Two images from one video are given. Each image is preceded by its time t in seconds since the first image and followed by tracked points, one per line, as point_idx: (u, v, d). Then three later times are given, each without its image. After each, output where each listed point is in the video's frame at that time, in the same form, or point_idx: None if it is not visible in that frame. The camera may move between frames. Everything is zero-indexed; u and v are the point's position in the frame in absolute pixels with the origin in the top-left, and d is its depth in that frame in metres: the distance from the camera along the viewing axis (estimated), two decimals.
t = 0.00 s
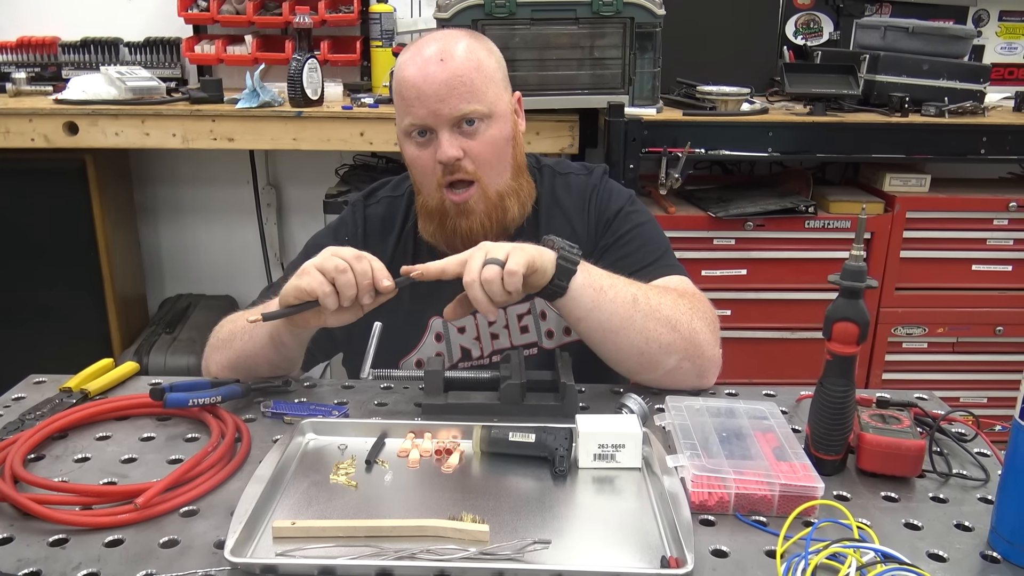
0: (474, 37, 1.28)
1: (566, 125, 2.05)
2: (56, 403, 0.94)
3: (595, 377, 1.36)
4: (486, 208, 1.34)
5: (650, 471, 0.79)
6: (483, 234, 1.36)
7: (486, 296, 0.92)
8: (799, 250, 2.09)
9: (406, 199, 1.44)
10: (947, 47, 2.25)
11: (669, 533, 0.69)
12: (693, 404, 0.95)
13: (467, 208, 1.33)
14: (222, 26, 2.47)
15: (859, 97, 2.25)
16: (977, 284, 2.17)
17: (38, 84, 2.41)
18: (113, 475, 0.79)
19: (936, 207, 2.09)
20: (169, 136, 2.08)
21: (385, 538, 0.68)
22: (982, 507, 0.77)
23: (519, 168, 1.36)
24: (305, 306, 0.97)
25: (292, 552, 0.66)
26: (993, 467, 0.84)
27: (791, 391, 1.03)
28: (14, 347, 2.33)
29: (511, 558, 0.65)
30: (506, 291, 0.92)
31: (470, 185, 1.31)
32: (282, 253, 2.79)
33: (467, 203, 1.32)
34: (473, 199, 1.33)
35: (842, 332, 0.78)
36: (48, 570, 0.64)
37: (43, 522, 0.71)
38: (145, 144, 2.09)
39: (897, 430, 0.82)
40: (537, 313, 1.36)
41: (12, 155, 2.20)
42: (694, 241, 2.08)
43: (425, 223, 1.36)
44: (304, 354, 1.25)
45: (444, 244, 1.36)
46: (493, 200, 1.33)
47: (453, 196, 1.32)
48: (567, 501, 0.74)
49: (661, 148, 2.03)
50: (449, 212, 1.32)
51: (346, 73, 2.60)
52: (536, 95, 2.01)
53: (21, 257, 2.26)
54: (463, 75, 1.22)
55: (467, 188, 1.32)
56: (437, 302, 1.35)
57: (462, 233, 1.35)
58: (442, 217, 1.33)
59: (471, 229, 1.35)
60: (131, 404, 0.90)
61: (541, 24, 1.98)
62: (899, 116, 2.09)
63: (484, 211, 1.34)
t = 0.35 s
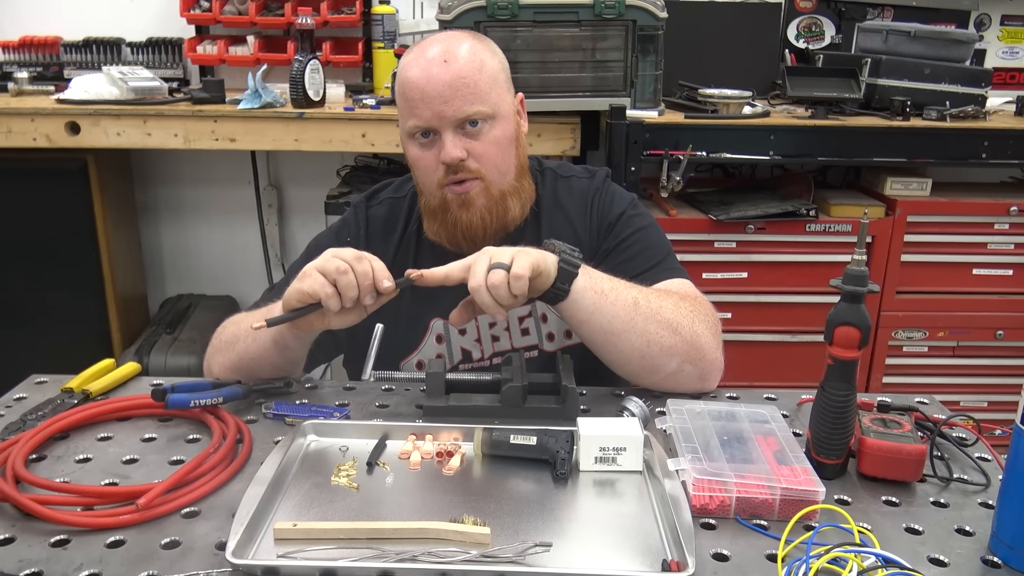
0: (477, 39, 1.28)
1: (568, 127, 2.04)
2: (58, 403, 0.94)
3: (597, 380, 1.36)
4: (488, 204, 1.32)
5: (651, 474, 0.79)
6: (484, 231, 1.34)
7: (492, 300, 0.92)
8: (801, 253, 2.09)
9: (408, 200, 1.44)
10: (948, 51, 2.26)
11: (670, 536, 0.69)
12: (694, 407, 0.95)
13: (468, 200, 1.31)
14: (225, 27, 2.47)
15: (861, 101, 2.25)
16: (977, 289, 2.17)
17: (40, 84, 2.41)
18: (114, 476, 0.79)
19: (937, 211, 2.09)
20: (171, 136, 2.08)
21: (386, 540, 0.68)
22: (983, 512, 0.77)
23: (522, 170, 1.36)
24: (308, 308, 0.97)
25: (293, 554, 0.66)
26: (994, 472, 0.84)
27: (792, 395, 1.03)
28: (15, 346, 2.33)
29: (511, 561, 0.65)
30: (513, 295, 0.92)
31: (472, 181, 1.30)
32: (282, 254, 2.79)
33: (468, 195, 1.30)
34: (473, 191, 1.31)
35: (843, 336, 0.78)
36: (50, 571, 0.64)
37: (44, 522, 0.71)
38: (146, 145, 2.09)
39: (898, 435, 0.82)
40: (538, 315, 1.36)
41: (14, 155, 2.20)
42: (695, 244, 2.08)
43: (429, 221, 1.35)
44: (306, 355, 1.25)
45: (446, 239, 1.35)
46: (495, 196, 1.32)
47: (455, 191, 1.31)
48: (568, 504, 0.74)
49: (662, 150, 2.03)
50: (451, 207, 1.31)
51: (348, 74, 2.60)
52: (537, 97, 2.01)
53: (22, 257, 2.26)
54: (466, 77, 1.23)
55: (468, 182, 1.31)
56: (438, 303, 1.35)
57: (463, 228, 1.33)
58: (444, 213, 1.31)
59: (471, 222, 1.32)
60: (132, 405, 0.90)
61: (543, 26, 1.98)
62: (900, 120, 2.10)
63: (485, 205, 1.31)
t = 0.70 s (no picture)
0: (479, 39, 1.28)
1: (567, 128, 2.05)
2: (59, 405, 0.94)
3: (597, 380, 1.36)
4: (488, 202, 1.32)
5: (651, 476, 0.79)
6: (485, 229, 1.33)
7: (494, 303, 0.93)
8: (800, 255, 2.09)
9: (409, 201, 1.44)
10: (949, 53, 2.29)
11: (670, 538, 0.69)
12: (694, 409, 0.95)
13: (468, 199, 1.31)
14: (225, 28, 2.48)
15: (860, 102, 2.25)
16: (977, 290, 2.17)
17: (40, 86, 2.41)
18: (116, 477, 0.79)
19: (937, 212, 2.10)
20: (171, 138, 2.09)
21: (387, 542, 0.68)
22: (982, 513, 0.77)
23: (523, 170, 1.36)
24: (309, 310, 0.97)
25: (294, 555, 0.66)
26: (993, 473, 0.85)
27: (792, 396, 1.03)
28: (15, 348, 2.33)
29: (512, 562, 0.65)
30: (515, 298, 0.92)
31: (473, 179, 1.31)
32: (282, 255, 2.79)
33: (469, 193, 1.31)
34: (475, 190, 1.31)
35: (843, 337, 0.78)
36: (51, 572, 0.64)
37: (45, 524, 0.71)
38: (147, 146, 2.09)
39: (898, 436, 0.82)
40: (539, 316, 1.36)
41: (14, 157, 2.21)
42: (695, 246, 2.09)
43: (429, 219, 1.34)
44: (307, 356, 1.25)
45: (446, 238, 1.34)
46: (496, 194, 1.32)
47: (455, 189, 1.31)
48: (568, 505, 0.74)
49: (662, 152, 2.04)
50: (450, 205, 1.31)
51: (347, 76, 2.60)
52: (537, 99, 2.01)
53: (21, 259, 2.26)
54: (468, 75, 1.23)
55: (469, 180, 1.31)
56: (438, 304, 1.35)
57: (462, 226, 1.32)
58: (443, 211, 1.31)
59: (471, 220, 1.31)
60: (133, 406, 0.90)
61: (542, 28, 1.99)
62: (900, 121, 2.10)
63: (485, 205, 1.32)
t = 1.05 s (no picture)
0: (475, 37, 1.29)
1: (565, 129, 2.05)
2: (57, 406, 0.94)
3: (592, 378, 1.38)
4: (487, 199, 1.32)
5: (649, 475, 0.79)
6: (483, 226, 1.34)
7: (496, 283, 0.93)
8: (798, 256, 2.10)
9: (407, 200, 1.44)
10: (946, 54, 2.28)
11: (668, 537, 0.70)
12: (692, 409, 0.95)
13: (467, 196, 1.31)
14: (223, 29, 2.48)
15: (858, 103, 2.25)
16: (975, 290, 2.18)
17: (38, 87, 2.41)
18: (114, 478, 0.79)
19: (934, 213, 2.10)
20: (169, 139, 2.09)
21: (385, 542, 0.68)
22: (980, 512, 0.77)
23: (520, 167, 1.36)
24: (304, 307, 0.97)
25: (292, 555, 0.66)
26: (990, 472, 0.85)
27: (790, 396, 1.03)
28: (13, 349, 2.33)
29: (510, 561, 0.65)
30: (515, 279, 0.93)
31: (471, 176, 1.31)
32: (280, 256, 2.79)
33: (468, 190, 1.31)
34: (473, 187, 1.31)
35: (841, 337, 0.78)
36: (49, 572, 0.64)
37: (43, 524, 0.71)
38: (144, 147, 2.09)
39: (896, 436, 0.83)
40: (536, 314, 1.36)
41: (12, 159, 2.20)
42: (693, 246, 2.09)
43: (427, 218, 1.34)
44: (305, 357, 1.25)
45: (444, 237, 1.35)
46: (495, 191, 1.32)
47: (453, 186, 1.31)
48: (566, 505, 0.75)
49: (660, 152, 2.04)
50: (449, 203, 1.31)
51: (346, 77, 2.59)
52: (535, 100, 2.01)
53: (19, 259, 2.26)
54: (464, 72, 1.23)
55: (467, 177, 1.31)
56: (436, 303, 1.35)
57: (462, 225, 1.33)
58: (441, 209, 1.31)
59: (470, 218, 1.32)
60: (132, 407, 0.90)
61: (540, 29, 1.99)
62: (898, 122, 2.10)
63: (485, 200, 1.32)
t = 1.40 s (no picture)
0: (468, 36, 1.29)
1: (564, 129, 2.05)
2: (55, 405, 0.94)
3: (589, 378, 1.37)
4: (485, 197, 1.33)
5: (648, 474, 0.80)
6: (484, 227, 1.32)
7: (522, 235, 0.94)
8: (796, 255, 2.10)
9: (405, 199, 1.44)
10: (943, 53, 2.28)
11: (666, 536, 0.70)
12: (691, 407, 0.95)
13: (465, 194, 1.31)
14: (221, 29, 2.48)
15: (856, 102, 2.25)
16: (973, 289, 2.18)
17: (36, 87, 2.41)
18: (112, 478, 0.79)
19: (932, 212, 2.10)
20: (167, 139, 2.09)
21: (384, 540, 0.68)
22: (978, 510, 0.77)
23: (516, 163, 1.37)
24: (305, 306, 0.97)
25: (290, 554, 0.66)
26: (989, 471, 0.85)
27: (788, 395, 1.04)
28: (11, 349, 2.33)
29: (508, 560, 0.65)
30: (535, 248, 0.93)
31: (468, 174, 1.31)
32: (279, 255, 2.79)
33: (466, 189, 1.31)
34: (471, 186, 1.32)
35: (838, 335, 0.78)
36: (47, 572, 0.64)
37: (42, 524, 0.71)
38: (143, 147, 2.09)
39: (893, 434, 0.83)
40: (533, 312, 1.36)
41: (10, 159, 2.20)
42: (691, 246, 2.09)
43: (424, 216, 1.35)
44: (304, 356, 1.25)
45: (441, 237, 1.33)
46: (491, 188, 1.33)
47: (451, 185, 1.31)
48: (565, 504, 0.75)
49: (658, 152, 2.04)
50: (448, 201, 1.30)
51: (344, 76, 2.59)
52: (533, 99, 2.02)
53: (18, 260, 2.26)
54: (457, 70, 1.23)
55: (464, 176, 1.31)
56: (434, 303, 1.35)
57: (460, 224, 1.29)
58: (440, 208, 1.31)
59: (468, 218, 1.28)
60: (130, 406, 0.90)
61: (538, 28, 1.99)
62: (896, 121, 2.10)
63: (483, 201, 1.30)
